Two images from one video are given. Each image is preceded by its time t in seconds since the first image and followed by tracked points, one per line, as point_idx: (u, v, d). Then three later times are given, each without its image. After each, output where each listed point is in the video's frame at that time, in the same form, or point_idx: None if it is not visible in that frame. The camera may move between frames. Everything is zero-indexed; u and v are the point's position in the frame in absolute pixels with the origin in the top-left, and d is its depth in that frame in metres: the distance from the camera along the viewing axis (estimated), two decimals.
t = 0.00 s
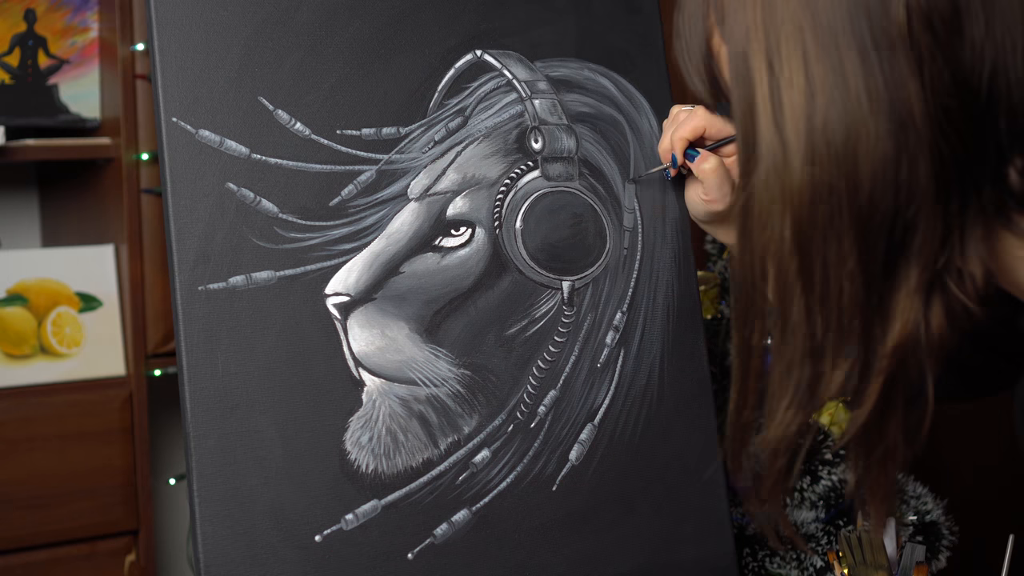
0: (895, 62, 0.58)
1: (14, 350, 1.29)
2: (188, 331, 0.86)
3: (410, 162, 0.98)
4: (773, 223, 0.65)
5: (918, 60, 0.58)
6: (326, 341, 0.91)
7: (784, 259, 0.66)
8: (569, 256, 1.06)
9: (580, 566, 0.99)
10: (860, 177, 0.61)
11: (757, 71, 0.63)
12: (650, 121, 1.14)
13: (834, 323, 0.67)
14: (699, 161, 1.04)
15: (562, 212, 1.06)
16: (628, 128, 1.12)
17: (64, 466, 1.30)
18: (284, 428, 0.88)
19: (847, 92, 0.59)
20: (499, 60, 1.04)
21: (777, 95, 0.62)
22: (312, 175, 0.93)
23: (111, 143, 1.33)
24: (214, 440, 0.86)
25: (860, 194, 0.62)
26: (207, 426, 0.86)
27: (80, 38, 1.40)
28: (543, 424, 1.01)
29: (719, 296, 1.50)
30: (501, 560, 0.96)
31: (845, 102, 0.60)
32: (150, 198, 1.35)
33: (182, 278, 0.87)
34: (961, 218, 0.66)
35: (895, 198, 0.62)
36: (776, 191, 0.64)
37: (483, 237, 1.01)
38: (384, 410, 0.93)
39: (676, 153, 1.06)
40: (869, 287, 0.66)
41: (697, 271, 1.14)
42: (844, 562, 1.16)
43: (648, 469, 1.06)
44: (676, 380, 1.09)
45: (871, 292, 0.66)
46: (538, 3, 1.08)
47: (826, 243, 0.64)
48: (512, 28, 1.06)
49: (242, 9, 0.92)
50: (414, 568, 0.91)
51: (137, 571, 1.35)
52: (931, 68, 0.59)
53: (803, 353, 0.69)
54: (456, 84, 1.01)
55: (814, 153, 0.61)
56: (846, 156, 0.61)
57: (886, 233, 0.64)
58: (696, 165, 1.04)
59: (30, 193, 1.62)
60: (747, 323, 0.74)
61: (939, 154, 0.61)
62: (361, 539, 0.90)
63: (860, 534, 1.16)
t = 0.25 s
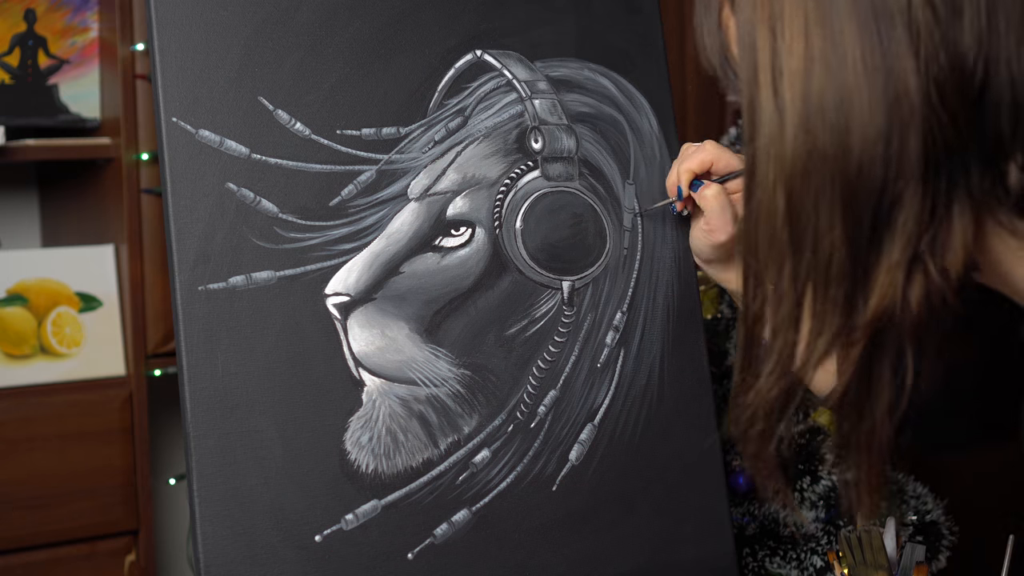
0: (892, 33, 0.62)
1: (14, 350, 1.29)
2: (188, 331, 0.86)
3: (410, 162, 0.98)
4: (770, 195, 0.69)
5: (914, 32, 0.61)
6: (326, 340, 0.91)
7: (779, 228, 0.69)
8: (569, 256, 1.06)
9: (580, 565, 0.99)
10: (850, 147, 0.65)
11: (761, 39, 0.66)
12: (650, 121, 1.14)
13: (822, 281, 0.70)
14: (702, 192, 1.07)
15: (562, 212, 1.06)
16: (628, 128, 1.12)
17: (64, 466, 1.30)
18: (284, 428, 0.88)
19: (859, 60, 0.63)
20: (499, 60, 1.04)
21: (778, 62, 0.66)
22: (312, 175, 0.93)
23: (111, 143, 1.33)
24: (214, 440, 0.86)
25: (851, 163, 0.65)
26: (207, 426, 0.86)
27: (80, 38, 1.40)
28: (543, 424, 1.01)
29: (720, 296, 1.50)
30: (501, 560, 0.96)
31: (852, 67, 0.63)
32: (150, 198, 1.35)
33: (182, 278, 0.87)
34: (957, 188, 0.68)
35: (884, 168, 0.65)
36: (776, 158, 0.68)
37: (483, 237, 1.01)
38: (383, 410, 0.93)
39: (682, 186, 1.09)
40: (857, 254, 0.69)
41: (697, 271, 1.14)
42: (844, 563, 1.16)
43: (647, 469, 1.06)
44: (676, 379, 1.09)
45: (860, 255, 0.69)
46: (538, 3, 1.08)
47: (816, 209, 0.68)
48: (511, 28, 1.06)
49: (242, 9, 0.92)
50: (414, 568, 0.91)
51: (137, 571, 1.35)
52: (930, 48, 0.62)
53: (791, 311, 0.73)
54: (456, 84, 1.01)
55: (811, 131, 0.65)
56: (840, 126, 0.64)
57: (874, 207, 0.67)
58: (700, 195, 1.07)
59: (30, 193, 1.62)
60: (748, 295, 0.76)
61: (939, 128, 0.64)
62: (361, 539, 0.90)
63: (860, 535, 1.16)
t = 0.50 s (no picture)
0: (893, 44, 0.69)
1: (14, 349, 1.29)
2: (188, 331, 0.86)
3: (410, 162, 0.98)
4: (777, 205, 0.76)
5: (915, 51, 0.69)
6: (326, 340, 0.91)
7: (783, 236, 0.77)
8: (569, 256, 1.06)
9: (581, 566, 0.99)
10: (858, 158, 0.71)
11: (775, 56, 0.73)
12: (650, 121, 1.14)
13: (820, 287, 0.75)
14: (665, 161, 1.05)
15: (562, 212, 1.06)
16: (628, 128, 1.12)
17: (64, 466, 1.30)
18: (284, 428, 0.88)
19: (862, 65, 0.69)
20: (499, 60, 1.04)
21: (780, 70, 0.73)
22: (312, 175, 0.93)
23: (111, 143, 1.33)
24: (214, 440, 0.86)
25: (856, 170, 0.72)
26: (207, 426, 0.86)
27: (80, 38, 1.40)
28: (543, 424, 1.01)
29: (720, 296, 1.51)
30: (501, 561, 0.95)
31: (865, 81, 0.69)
32: (150, 198, 1.35)
33: (182, 278, 0.87)
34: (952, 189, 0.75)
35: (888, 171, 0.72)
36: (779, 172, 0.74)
37: (483, 237, 1.01)
38: (383, 410, 0.93)
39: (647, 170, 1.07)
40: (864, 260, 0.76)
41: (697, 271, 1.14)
42: (843, 563, 1.17)
43: (647, 469, 1.06)
44: (676, 379, 1.10)
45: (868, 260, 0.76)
46: (538, 3, 1.08)
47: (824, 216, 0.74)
48: (512, 28, 1.06)
49: (242, 9, 0.92)
50: (414, 568, 0.91)
51: (137, 571, 1.35)
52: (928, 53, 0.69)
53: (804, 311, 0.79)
54: (456, 84, 1.01)
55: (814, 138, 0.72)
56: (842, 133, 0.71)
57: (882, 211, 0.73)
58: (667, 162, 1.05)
59: (30, 193, 1.62)
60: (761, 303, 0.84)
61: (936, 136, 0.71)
62: (361, 539, 0.90)
63: (860, 534, 1.16)
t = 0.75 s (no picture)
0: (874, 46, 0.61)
1: (14, 349, 1.30)
2: (187, 331, 0.86)
3: (410, 162, 0.98)
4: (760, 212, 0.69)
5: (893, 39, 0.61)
6: (326, 340, 0.91)
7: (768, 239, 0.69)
8: (569, 256, 1.06)
9: (580, 566, 0.99)
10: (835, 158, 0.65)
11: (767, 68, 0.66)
12: (650, 121, 1.14)
13: (812, 296, 0.70)
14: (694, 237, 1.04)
15: (562, 212, 1.06)
16: (628, 128, 1.12)
17: (64, 466, 1.30)
18: (284, 428, 0.88)
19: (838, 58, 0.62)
20: (499, 60, 1.04)
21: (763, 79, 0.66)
22: (312, 175, 0.93)
23: (112, 143, 1.33)
24: (214, 440, 0.86)
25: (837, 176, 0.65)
26: (207, 426, 0.86)
27: (80, 38, 1.40)
28: (543, 424, 1.01)
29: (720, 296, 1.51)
30: (500, 561, 0.96)
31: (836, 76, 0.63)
32: (150, 198, 1.34)
33: (182, 278, 0.87)
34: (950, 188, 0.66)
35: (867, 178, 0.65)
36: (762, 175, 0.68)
37: (482, 237, 1.01)
38: (383, 410, 0.93)
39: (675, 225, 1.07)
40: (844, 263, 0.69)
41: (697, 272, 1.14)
42: (844, 562, 1.20)
43: (647, 470, 1.06)
44: (675, 379, 1.10)
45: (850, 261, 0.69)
46: (538, 3, 1.08)
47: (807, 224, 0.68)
48: (511, 28, 1.06)
49: (242, 9, 0.92)
50: (414, 568, 0.91)
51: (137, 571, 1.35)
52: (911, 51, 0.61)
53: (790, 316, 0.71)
54: (456, 84, 1.01)
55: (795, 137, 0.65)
56: (824, 136, 0.64)
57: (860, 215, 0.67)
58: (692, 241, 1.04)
59: (30, 193, 1.62)
60: (741, 313, 0.74)
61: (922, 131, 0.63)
62: (361, 539, 0.90)
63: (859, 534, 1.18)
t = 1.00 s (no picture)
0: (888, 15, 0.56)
1: (14, 350, 1.30)
2: (187, 331, 0.86)
3: (410, 162, 0.98)
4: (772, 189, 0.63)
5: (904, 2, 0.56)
6: (326, 340, 0.91)
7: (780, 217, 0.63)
8: (569, 256, 1.06)
9: (580, 566, 0.99)
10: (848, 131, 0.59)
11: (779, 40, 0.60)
12: (650, 121, 1.14)
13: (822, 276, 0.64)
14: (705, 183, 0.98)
15: (562, 212, 1.06)
16: (628, 128, 1.12)
17: (64, 466, 1.29)
18: (284, 428, 0.88)
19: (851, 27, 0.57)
20: (500, 60, 1.04)
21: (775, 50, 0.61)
22: (312, 175, 0.93)
23: (111, 143, 1.33)
24: (214, 440, 0.86)
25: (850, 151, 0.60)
26: (207, 426, 0.86)
27: (80, 38, 1.40)
28: (543, 424, 1.01)
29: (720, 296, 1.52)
30: (501, 561, 0.96)
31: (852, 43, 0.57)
32: (150, 198, 1.35)
33: (182, 278, 0.87)
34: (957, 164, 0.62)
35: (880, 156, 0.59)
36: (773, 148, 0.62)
37: (482, 237, 1.01)
38: (383, 410, 0.93)
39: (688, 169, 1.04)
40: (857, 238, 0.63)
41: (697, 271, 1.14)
42: (843, 562, 1.17)
43: (647, 470, 1.06)
44: (675, 379, 1.09)
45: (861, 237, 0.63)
46: (538, 3, 1.08)
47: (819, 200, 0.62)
48: (512, 29, 1.06)
49: (242, 9, 0.92)
50: (414, 568, 0.91)
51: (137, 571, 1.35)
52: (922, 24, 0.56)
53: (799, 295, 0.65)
54: (456, 84, 1.01)
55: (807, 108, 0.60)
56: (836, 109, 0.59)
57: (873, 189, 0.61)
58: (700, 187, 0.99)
59: (30, 193, 1.62)
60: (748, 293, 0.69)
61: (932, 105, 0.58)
62: (361, 539, 0.90)
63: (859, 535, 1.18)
